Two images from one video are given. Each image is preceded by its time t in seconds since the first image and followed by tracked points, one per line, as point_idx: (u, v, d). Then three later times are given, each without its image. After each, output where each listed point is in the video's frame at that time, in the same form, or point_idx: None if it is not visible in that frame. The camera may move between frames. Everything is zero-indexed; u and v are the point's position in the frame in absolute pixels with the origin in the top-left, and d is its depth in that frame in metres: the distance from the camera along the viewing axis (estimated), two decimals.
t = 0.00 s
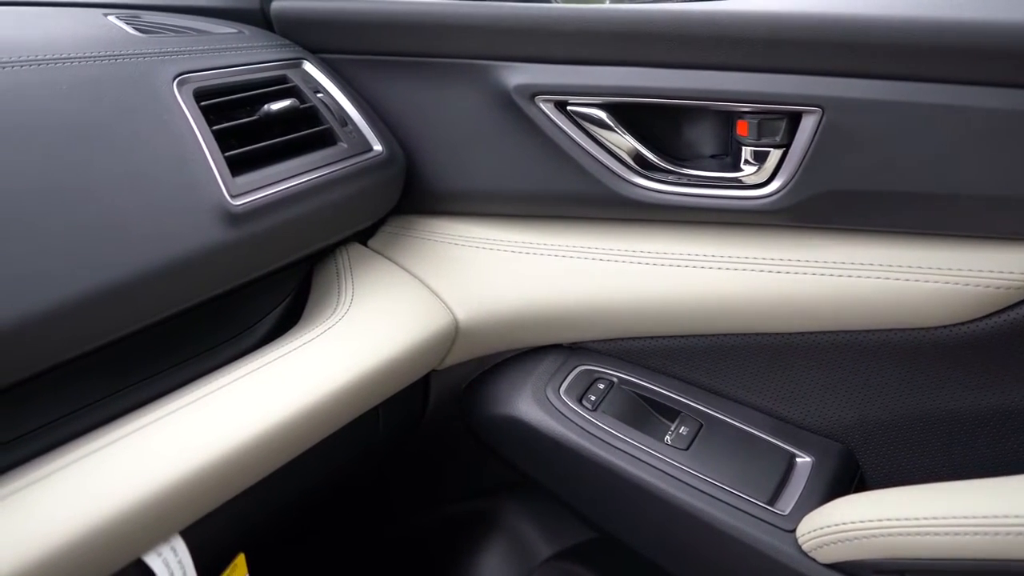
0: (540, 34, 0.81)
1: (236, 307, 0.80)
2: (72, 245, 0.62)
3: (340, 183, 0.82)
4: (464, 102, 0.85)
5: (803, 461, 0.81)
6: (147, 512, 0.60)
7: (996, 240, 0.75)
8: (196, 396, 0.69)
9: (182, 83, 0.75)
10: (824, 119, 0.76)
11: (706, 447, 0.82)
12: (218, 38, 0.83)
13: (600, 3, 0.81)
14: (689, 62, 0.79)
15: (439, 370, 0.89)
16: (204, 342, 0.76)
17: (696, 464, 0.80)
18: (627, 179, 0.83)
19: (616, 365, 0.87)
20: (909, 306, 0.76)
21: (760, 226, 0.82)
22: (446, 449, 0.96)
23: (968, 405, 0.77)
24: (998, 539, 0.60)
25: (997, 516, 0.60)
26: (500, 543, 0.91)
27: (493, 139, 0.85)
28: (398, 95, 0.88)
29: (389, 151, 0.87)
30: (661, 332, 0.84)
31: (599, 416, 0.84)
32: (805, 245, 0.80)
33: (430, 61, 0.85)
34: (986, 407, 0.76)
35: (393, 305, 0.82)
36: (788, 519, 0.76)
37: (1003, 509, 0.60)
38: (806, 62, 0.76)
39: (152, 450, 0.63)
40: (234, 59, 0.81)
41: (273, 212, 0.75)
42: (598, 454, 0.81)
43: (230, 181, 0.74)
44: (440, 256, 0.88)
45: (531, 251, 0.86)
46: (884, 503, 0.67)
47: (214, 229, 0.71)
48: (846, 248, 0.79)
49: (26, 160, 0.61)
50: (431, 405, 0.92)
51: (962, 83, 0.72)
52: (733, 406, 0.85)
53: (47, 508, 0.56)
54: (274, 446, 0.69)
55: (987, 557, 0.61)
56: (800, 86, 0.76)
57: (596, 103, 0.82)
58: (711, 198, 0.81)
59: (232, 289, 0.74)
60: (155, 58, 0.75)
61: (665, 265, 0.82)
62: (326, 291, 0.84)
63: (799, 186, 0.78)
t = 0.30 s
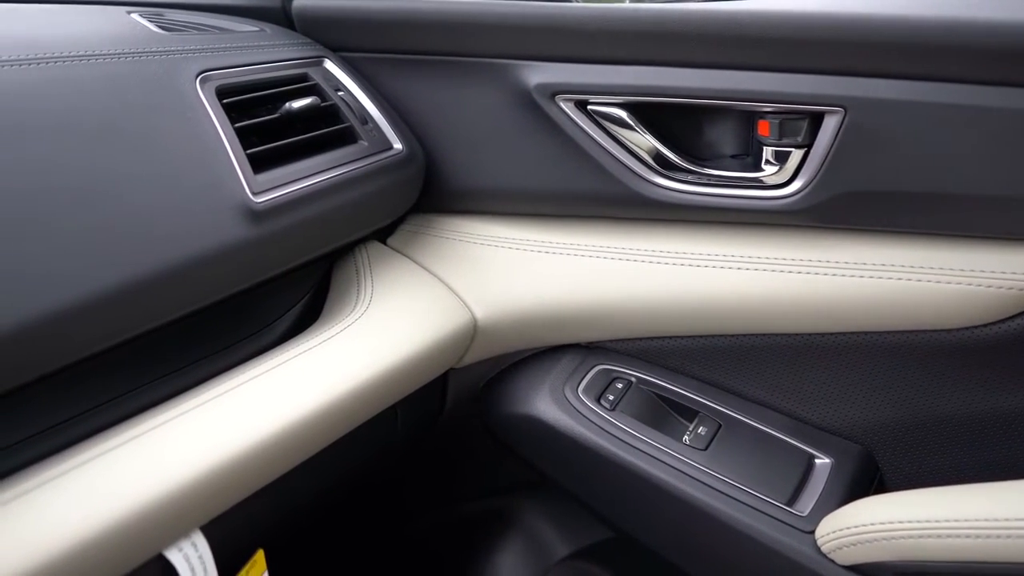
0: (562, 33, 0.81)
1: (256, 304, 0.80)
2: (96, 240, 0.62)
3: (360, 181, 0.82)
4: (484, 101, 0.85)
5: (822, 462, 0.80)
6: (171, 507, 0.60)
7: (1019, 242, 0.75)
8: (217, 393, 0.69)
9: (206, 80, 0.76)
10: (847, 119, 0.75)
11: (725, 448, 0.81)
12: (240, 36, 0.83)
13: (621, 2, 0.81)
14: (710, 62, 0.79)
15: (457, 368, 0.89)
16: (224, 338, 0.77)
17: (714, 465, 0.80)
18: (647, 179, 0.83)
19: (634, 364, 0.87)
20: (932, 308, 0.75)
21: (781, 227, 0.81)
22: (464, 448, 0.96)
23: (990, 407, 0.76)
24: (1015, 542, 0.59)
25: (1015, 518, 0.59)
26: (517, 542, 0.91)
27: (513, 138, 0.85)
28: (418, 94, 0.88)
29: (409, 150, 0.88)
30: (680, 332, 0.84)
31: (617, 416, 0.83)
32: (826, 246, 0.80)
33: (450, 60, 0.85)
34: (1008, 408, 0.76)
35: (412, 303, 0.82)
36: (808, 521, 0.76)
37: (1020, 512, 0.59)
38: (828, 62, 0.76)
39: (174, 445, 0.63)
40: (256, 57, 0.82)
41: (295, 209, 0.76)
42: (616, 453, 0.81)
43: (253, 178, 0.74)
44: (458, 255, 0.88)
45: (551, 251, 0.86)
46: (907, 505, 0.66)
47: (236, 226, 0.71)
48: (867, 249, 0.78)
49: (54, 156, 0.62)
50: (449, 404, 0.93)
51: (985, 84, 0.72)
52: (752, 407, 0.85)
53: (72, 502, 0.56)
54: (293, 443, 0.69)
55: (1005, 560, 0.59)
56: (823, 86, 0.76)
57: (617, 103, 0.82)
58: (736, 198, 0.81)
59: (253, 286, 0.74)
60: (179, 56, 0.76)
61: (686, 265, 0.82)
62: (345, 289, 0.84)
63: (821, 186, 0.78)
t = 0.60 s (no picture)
0: (580, 31, 0.81)
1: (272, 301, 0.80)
2: (116, 235, 0.62)
3: (377, 178, 0.82)
4: (501, 99, 0.86)
5: (838, 462, 0.80)
6: (189, 501, 0.60)
7: None
8: (234, 389, 0.69)
9: (225, 77, 0.76)
10: (866, 118, 0.75)
11: (741, 447, 0.81)
12: (259, 34, 0.84)
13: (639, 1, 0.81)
14: (728, 60, 0.78)
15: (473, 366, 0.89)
16: (241, 334, 0.77)
17: (730, 464, 0.80)
18: (665, 178, 0.83)
19: (649, 363, 0.87)
20: (950, 308, 0.75)
21: (799, 226, 0.81)
22: (478, 445, 0.96)
23: (1008, 407, 0.76)
24: None
25: None
26: (531, 540, 0.91)
27: (530, 136, 0.86)
28: (435, 92, 0.89)
29: (426, 147, 0.88)
30: (696, 331, 0.84)
31: (632, 414, 0.83)
32: (844, 245, 0.80)
33: (468, 58, 0.86)
34: None
35: (429, 301, 0.83)
36: (824, 520, 0.75)
37: None
38: (847, 61, 0.75)
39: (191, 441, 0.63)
40: (275, 54, 0.82)
41: (313, 206, 0.76)
42: (632, 451, 0.81)
43: (271, 174, 0.74)
44: (474, 252, 0.89)
45: (566, 249, 0.86)
46: (925, 504, 0.65)
47: (254, 222, 0.71)
48: (885, 248, 0.78)
49: (75, 151, 0.62)
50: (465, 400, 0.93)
51: (1006, 83, 0.72)
52: (767, 406, 0.84)
53: (92, 496, 0.57)
54: (310, 439, 0.69)
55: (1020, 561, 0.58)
56: (842, 84, 0.76)
57: (634, 101, 0.82)
58: (754, 197, 0.81)
59: (271, 282, 0.74)
60: (198, 52, 0.76)
61: (703, 264, 0.82)
62: (362, 285, 0.85)
63: (839, 185, 0.77)
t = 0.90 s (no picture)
0: (599, 33, 0.81)
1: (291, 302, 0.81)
2: (140, 236, 0.63)
3: (397, 179, 0.82)
4: (520, 100, 0.86)
5: (857, 464, 0.80)
6: (212, 500, 0.61)
7: None
8: (256, 387, 0.70)
9: (247, 79, 0.77)
10: (886, 120, 0.75)
11: (759, 449, 0.81)
12: (280, 35, 0.84)
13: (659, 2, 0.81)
14: (748, 61, 0.78)
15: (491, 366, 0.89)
16: (261, 334, 0.78)
17: (749, 466, 0.79)
18: (684, 180, 0.83)
19: (667, 365, 0.87)
20: (970, 310, 0.75)
21: (818, 228, 0.81)
22: (495, 446, 0.96)
23: None
24: None
25: None
26: (548, 541, 0.91)
27: (548, 137, 0.86)
28: (454, 93, 0.89)
29: (445, 148, 0.88)
30: (715, 333, 0.84)
31: (650, 415, 0.83)
32: (863, 247, 0.79)
33: (486, 59, 0.86)
34: None
35: (447, 301, 0.83)
36: (842, 522, 0.75)
37: None
38: (868, 63, 0.75)
39: (214, 440, 0.63)
40: (296, 56, 0.83)
41: (334, 206, 0.76)
42: (649, 453, 0.81)
43: (293, 175, 0.75)
44: (492, 253, 0.89)
45: (583, 250, 0.86)
46: (943, 508, 0.65)
47: (275, 222, 0.72)
48: (905, 251, 0.78)
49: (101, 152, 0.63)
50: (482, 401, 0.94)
51: None
52: (784, 408, 0.84)
53: (118, 493, 0.57)
54: (332, 439, 0.70)
55: None
56: (863, 86, 0.75)
57: (653, 102, 0.82)
58: (772, 198, 0.81)
59: (292, 282, 0.75)
60: (220, 54, 0.77)
61: (721, 266, 0.82)
62: (379, 286, 0.85)
63: (859, 187, 0.77)
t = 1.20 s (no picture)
0: (611, 34, 0.82)
1: (303, 301, 0.81)
2: (152, 235, 0.63)
3: (408, 179, 0.83)
4: (531, 101, 0.86)
5: (867, 467, 0.79)
6: (222, 498, 0.61)
7: None
8: (267, 386, 0.70)
9: (259, 78, 0.77)
10: (898, 121, 0.75)
11: (768, 450, 0.80)
12: (292, 35, 0.85)
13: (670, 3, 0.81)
14: (760, 62, 0.78)
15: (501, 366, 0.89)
16: (272, 334, 0.78)
17: (758, 467, 0.79)
18: (695, 180, 0.83)
19: (677, 366, 0.87)
20: (980, 312, 0.75)
21: (829, 229, 0.81)
22: (504, 446, 0.96)
23: None
24: None
25: None
26: (556, 541, 0.91)
27: (559, 138, 0.86)
28: (464, 94, 0.89)
29: (455, 148, 0.88)
30: (725, 333, 0.83)
31: (659, 415, 0.83)
32: (874, 248, 0.79)
33: (497, 60, 0.86)
34: None
35: (457, 301, 0.83)
36: (852, 525, 0.74)
37: None
38: (880, 64, 0.75)
39: (222, 438, 0.63)
40: (307, 55, 0.83)
41: (345, 206, 0.77)
42: (658, 453, 0.81)
43: (304, 174, 0.75)
44: (501, 253, 0.89)
45: (590, 250, 0.86)
46: (960, 510, 0.64)
47: (287, 221, 0.72)
48: (916, 253, 0.78)
49: (115, 151, 0.63)
50: (491, 401, 0.94)
51: None
52: (794, 409, 0.84)
53: (129, 491, 0.57)
54: (341, 437, 0.70)
55: None
56: (874, 87, 0.75)
57: (664, 103, 0.82)
58: (784, 199, 0.81)
59: (304, 281, 0.75)
60: (233, 54, 0.77)
61: (731, 267, 0.82)
62: (389, 285, 0.85)
63: (871, 189, 0.77)
